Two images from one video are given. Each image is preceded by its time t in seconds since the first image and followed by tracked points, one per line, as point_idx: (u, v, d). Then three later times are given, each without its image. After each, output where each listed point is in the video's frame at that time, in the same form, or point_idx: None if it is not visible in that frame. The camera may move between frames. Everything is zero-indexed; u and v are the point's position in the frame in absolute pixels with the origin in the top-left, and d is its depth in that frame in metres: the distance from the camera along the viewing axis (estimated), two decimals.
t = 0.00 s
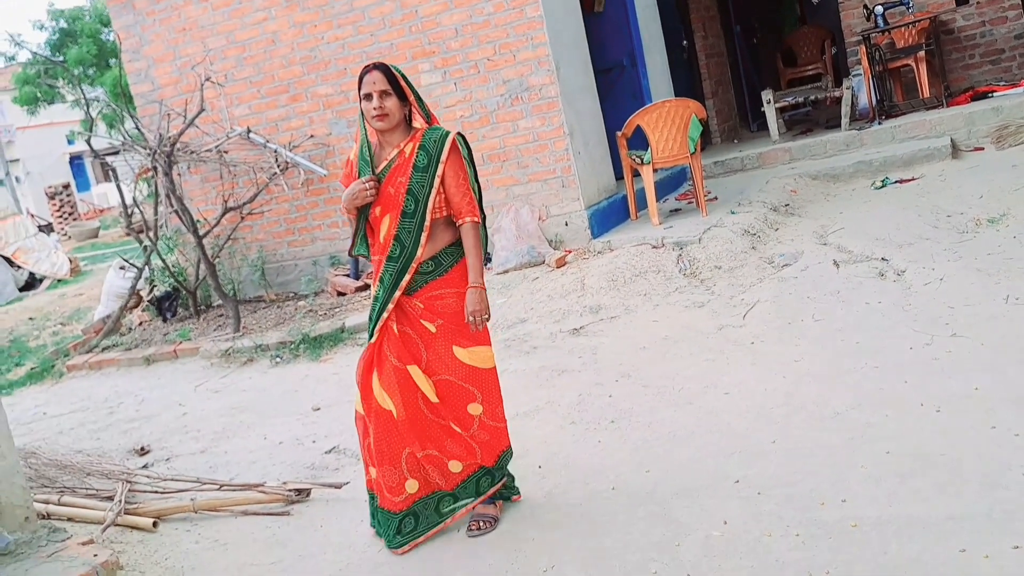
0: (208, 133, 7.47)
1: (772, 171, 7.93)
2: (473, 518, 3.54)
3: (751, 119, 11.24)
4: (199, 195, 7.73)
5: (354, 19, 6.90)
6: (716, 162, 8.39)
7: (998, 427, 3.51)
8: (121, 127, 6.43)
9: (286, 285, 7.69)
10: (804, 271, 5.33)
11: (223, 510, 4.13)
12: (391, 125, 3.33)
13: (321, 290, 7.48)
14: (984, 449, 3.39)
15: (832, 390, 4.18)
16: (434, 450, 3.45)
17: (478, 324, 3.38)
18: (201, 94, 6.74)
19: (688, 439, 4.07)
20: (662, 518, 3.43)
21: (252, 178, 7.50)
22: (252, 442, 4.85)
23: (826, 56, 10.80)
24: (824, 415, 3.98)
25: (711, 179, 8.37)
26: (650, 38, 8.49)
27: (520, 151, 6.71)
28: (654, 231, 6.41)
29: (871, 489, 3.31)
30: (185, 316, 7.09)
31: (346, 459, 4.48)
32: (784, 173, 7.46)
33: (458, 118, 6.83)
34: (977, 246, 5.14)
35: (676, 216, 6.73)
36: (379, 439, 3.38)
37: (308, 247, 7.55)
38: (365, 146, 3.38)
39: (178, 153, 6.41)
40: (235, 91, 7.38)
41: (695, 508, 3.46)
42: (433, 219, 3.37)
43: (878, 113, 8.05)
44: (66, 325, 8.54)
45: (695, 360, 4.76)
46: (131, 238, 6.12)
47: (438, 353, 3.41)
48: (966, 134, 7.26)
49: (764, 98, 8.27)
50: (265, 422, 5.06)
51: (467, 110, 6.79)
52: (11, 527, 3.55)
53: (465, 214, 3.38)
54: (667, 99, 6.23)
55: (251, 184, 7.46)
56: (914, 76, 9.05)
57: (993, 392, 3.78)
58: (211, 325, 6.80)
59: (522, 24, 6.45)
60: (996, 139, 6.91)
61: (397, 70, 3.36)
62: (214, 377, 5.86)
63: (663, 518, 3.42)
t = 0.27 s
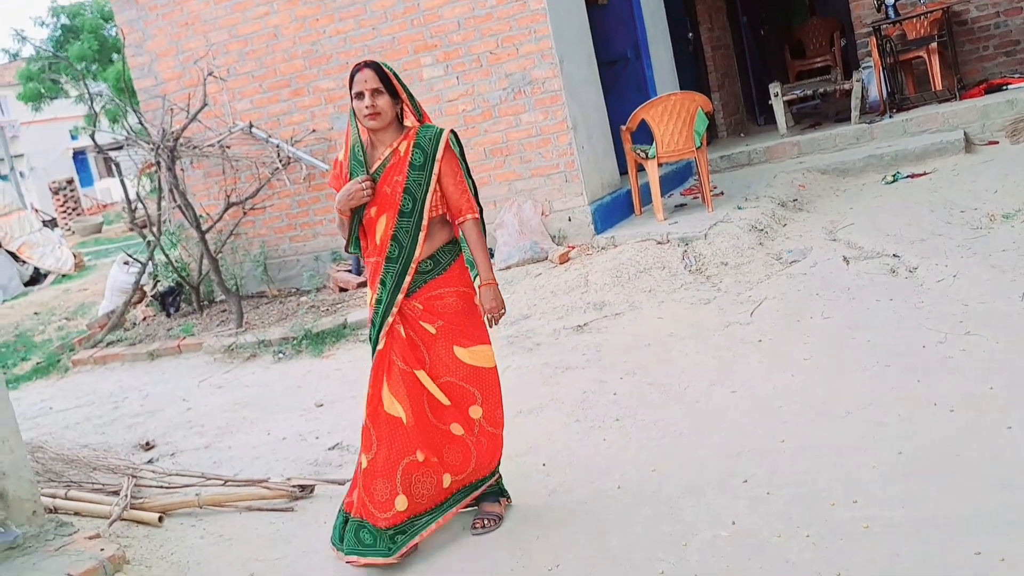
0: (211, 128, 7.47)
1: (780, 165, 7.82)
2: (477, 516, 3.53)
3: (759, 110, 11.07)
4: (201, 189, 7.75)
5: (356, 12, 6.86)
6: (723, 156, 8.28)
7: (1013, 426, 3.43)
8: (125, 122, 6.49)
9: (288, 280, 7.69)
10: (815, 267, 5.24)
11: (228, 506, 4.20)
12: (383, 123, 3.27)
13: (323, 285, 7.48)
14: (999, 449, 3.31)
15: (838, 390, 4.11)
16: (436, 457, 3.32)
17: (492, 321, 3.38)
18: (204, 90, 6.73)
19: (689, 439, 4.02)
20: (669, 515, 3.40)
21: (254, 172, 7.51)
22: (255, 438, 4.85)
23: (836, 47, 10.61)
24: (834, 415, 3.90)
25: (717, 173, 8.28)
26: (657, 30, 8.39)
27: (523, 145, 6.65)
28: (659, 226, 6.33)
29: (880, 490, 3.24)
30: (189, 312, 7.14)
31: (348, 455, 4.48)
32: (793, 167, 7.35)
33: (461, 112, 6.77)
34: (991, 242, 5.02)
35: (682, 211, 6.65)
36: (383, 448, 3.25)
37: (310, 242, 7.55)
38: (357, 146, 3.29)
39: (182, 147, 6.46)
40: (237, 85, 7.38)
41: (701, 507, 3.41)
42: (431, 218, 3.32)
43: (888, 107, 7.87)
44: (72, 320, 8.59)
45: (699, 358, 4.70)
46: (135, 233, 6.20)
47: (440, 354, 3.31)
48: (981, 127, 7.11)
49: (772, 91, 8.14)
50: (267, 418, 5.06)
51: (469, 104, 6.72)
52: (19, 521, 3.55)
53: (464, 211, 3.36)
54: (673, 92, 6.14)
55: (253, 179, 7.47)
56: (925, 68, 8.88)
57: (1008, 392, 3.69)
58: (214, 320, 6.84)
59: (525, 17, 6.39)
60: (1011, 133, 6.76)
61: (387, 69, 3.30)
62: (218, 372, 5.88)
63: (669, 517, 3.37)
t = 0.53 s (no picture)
0: (232, 112, 7.23)
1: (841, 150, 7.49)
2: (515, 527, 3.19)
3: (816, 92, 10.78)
4: (221, 177, 7.49)
5: None
6: (778, 142, 7.97)
7: None
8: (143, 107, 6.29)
9: (312, 275, 7.41)
10: (877, 263, 4.88)
11: (250, 514, 3.88)
12: (391, 110, 2.94)
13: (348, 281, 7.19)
14: None
15: (908, 393, 3.75)
16: (458, 469, 3.03)
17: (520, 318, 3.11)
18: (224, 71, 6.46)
19: (746, 445, 3.70)
20: (718, 530, 3.07)
21: (276, 159, 7.22)
22: (277, 442, 4.56)
23: (900, 25, 10.23)
24: (902, 421, 3.56)
25: (773, 160, 7.97)
26: (706, 9, 8.04)
27: (563, 130, 6.34)
28: (710, 217, 5.99)
29: (952, 501, 2.93)
30: (207, 307, 6.87)
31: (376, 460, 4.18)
32: (855, 153, 7.00)
33: (497, 94, 6.46)
34: None
35: (733, 201, 6.30)
36: (399, 464, 2.94)
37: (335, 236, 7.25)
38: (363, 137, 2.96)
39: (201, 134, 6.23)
40: (260, 67, 7.11)
41: (756, 518, 3.10)
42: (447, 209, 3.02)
43: (959, 88, 7.52)
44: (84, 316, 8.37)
45: (754, 359, 4.36)
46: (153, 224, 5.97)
47: (455, 360, 3.00)
48: None
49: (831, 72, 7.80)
50: (290, 420, 4.76)
51: (505, 86, 6.42)
52: (29, 528, 3.26)
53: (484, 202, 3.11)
54: (723, 74, 5.81)
55: (276, 167, 7.18)
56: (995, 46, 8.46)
57: None
58: (233, 317, 6.56)
59: None
60: None
61: (391, 53, 2.99)
62: (238, 371, 5.59)
63: (720, 528, 3.07)
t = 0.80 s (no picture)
0: (233, 101, 7.04)
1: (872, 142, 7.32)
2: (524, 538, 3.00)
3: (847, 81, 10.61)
4: (223, 169, 7.28)
5: None
6: (807, 134, 7.79)
7: None
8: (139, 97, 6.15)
9: (318, 272, 7.18)
10: (910, 260, 4.67)
11: (250, 522, 3.70)
12: (383, 100, 2.72)
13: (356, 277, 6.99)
14: None
15: (944, 397, 3.55)
16: (463, 478, 2.86)
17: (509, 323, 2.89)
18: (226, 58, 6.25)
19: (774, 451, 3.51)
20: (742, 538, 2.93)
21: (280, 151, 7.01)
22: (280, 446, 4.36)
23: (935, 11, 10.03)
24: (935, 427, 3.36)
25: (801, 152, 7.82)
26: None
27: (581, 121, 6.15)
28: (736, 212, 5.80)
29: (989, 511, 2.77)
30: (208, 305, 6.66)
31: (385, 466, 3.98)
32: (887, 146, 6.80)
33: (511, 83, 6.27)
34: None
35: (759, 195, 6.11)
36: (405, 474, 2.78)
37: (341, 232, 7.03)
38: (353, 128, 2.72)
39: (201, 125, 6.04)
40: (264, 54, 6.91)
41: (783, 528, 2.93)
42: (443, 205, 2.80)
43: (996, 77, 7.35)
44: (80, 313, 8.16)
45: (781, 361, 4.16)
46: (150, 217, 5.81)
47: (456, 366, 2.80)
48: None
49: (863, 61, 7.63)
50: (294, 424, 4.56)
51: (520, 74, 6.23)
52: (20, 536, 3.11)
53: (478, 201, 2.91)
54: (749, 62, 5.62)
55: (280, 158, 6.96)
56: None
57: None
58: (236, 316, 6.35)
59: None
60: None
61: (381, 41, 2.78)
62: (239, 373, 5.39)
63: (745, 538, 2.90)
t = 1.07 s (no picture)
0: (233, 93, 6.93)
1: (886, 139, 7.26)
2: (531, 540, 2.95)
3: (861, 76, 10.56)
4: (222, 163, 7.16)
5: None
6: (820, 130, 7.72)
7: None
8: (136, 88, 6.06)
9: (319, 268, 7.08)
10: (925, 260, 4.59)
11: (249, 524, 3.59)
12: (377, 94, 2.61)
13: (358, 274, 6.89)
14: None
15: (959, 400, 3.47)
16: (465, 483, 2.74)
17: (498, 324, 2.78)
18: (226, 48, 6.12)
19: (786, 453, 3.43)
20: (750, 541, 2.89)
21: (281, 145, 6.90)
22: (279, 447, 4.26)
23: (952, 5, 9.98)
24: (949, 429, 3.30)
25: (813, 149, 7.75)
26: None
27: (589, 116, 6.06)
28: (746, 209, 5.73)
29: (1004, 515, 2.72)
30: (206, 302, 6.54)
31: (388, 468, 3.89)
32: (901, 143, 6.72)
33: (518, 76, 6.18)
34: None
35: (770, 192, 6.04)
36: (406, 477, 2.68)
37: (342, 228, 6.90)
38: (345, 123, 2.61)
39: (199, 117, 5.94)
40: (265, 45, 6.80)
41: (790, 532, 2.89)
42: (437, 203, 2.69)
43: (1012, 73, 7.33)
44: (74, 310, 8.03)
45: (792, 362, 4.07)
46: (146, 211, 5.74)
47: (454, 368, 2.69)
48: None
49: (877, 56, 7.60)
50: (294, 425, 4.45)
51: (528, 67, 6.14)
52: (12, 538, 3.05)
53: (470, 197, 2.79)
54: (761, 56, 5.55)
55: (280, 151, 6.86)
56: None
57: None
58: (234, 313, 6.24)
59: None
60: None
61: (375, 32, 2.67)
62: (238, 372, 5.28)
63: (753, 541, 2.86)
